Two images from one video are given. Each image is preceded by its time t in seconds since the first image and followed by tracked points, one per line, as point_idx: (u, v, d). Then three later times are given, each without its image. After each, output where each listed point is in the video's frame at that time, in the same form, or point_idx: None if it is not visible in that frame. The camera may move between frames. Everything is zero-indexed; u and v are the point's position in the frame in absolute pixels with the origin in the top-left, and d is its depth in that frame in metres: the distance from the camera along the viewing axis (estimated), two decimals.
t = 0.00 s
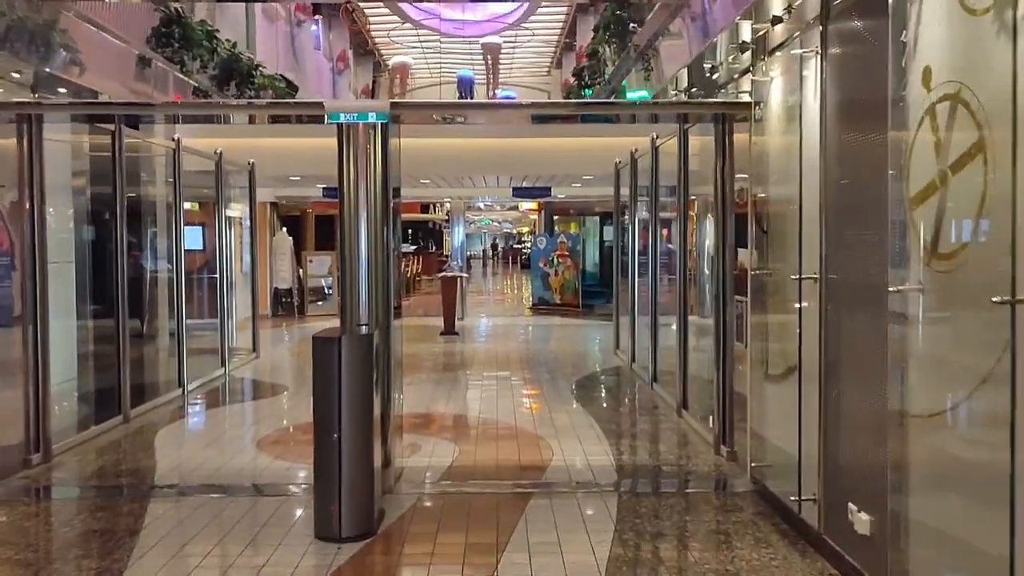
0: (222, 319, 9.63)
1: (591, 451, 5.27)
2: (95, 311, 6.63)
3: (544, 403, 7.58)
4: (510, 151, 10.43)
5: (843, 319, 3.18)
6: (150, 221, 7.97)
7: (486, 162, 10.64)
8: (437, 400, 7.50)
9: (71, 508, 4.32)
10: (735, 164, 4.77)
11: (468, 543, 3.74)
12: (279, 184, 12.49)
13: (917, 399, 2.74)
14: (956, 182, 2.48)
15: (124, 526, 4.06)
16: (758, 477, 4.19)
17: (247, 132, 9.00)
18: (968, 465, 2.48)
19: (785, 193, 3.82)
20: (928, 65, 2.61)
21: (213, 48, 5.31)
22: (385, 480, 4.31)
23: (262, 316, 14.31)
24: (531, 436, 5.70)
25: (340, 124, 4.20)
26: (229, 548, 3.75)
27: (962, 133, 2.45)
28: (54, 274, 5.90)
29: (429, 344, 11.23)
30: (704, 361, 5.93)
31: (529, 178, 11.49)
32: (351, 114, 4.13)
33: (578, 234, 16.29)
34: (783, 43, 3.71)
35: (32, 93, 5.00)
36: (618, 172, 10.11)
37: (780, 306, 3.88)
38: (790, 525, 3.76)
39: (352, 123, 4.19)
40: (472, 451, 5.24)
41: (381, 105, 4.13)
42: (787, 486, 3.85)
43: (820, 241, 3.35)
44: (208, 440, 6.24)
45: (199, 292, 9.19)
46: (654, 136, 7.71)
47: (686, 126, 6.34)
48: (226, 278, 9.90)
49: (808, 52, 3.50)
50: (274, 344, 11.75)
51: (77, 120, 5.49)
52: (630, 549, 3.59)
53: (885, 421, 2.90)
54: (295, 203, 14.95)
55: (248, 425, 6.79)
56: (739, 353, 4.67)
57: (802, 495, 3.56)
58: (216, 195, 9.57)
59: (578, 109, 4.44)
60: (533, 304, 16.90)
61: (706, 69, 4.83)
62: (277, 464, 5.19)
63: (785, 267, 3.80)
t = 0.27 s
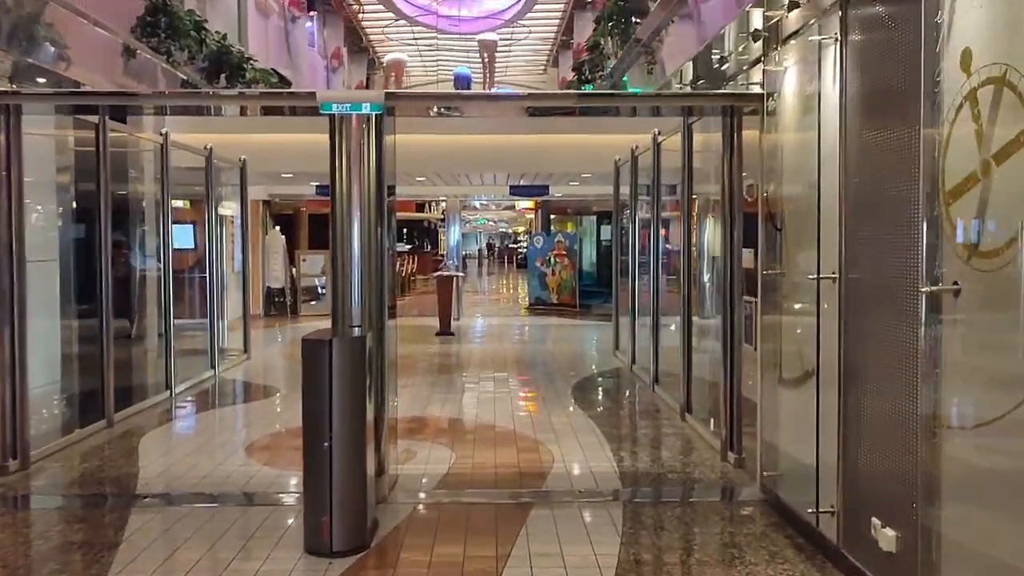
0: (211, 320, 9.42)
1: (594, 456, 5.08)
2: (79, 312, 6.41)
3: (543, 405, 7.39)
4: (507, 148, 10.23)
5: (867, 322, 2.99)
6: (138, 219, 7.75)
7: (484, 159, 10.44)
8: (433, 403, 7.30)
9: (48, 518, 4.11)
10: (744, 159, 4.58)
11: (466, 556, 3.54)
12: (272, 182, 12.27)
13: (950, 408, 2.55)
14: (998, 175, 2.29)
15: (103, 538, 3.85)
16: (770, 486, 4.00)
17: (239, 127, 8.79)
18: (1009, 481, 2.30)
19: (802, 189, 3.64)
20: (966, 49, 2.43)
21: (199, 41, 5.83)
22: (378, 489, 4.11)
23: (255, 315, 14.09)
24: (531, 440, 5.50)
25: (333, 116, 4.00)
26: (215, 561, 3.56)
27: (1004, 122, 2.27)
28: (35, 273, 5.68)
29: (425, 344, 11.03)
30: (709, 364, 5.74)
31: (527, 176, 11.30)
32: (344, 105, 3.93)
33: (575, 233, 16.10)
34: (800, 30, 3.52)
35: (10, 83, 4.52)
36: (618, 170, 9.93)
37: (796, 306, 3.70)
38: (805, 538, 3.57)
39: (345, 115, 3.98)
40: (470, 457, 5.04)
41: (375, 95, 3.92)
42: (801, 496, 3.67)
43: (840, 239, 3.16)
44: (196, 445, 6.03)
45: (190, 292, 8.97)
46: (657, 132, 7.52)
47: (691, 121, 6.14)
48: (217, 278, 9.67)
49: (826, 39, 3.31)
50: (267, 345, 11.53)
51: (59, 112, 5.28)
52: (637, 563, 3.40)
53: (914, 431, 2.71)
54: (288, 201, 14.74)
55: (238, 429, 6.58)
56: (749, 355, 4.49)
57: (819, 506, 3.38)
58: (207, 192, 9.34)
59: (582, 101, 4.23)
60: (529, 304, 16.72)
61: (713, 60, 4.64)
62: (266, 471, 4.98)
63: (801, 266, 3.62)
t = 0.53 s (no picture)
0: (205, 320, 9.22)
1: (597, 465, 4.90)
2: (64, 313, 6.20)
3: (542, 409, 7.20)
4: (506, 147, 10.04)
5: (894, 331, 2.81)
6: (127, 217, 7.55)
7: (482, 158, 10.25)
8: (430, 408, 7.11)
9: (24, 533, 3.91)
10: (756, 158, 4.40)
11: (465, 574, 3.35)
12: (266, 180, 12.07)
13: (987, 425, 2.38)
14: None
15: (82, 555, 3.65)
16: (784, 500, 3.81)
17: (232, 123, 8.59)
18: None
19: (821, 188, 3.46)
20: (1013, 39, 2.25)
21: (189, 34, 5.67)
22: (373, 501, 3.93)
23: (249, 315, 13.88)
24: (532, 448, 5.31)
25: (326, 111, 3.80)
26: None
27: None
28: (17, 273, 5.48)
29: (421, 346, 10.85)
30: (716, 369, 5.56)
31: (526, 174, 11.12)
32: (338, 99, 3.74)
33: (574, 232, 15.91)
34: (818, 20, 3.34)
35: None
36: (619, 168, 9.75)
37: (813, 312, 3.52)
38: (823, 557, 3.38)
39: (338, 109, 3.79)
40: (469, 466, 4.85)
41: (371, 89, 3.73)
42: (819, 511, 3.50)
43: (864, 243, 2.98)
44: (184, 452, 5.83)
45: (182, 291, 8.78)
46: (660, 130, 7.35)
47: (697, 118, 5.95)
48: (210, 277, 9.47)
49: (848, 29, 3.13)
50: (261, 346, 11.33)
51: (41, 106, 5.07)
52: None
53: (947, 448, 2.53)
54: (283, 199, 14.53)
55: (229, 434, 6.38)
56: (759, 361, 4.31)
57: (839, 524, 3.21)
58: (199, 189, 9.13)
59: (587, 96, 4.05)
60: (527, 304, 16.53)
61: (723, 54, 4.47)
62: (257, 481, 4.79)
63: (820, 270, 3.44)
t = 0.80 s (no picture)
0: (198, 320, 9.03)
1: (600, 472, 4.73)
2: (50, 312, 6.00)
3: (542, 413, 7.03)
4: (505, 144, 9.87)
5: (919, 338, 2.65)
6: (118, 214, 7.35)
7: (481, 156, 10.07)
8: (427, 411, 6.93)
9: None
10: (766, 154, 4.23)
11: None
12: (261, 177, 11.88)
13: None
14: None
15: (57, 570, 3.46)
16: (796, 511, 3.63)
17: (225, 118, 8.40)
18: None
19: (841, 185, 3.29)
20: None
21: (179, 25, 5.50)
22: (365, 512, 3.74)
23: (243, 315, 13.69)
24: (530, 454, 5.13)
25: (317, 102, 3.62)
26: None
27: None
28: None
29: (418, 346, 10.67)
30: (721, 373, 5.39)
31: (525, 173, 10.94)
32: (330, 89, 3.56)
33: (573, 232, 15.74)
34: (838, 7, 3.16)
35: None
36: (620, 167, 9.58)
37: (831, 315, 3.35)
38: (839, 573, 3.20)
39: (331, 100, 3.60)
40: (466, 473, 4.67)
41: (365, 78, 3.55)
42: (836, 524, 3.33)
43: (887, 243, 2.81)
44: (173, 456, 5.64)
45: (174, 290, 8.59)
46: (664, 127, 7.18)
47: (702, 113, 5.78)
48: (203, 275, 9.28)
49: (871, 16, 2.94)
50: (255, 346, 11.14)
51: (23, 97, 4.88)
52: None
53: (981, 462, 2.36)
54: (279, 197, 14.34)
55: (219, 438, 6.20)
56: (769, 365, 4.14)
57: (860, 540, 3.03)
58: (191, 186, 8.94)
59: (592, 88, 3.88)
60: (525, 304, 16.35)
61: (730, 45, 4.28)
62: (245, 488, 4.60)
63: (839, 270, 3.27)
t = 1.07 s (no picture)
0: (188, 318, 8.83)
1: (599, 480, 4.54)
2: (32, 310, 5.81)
3: (539, 416, 6.84)
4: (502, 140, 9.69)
5: (945, 347, 2.49)
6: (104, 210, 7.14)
7: (478, 152, 9.90)
8: (421, 415, 6.74)
9: None
10: (774, 150, 4.04)
11: None
12: (253, 174, 11.67)
13: None
14: None
15: None
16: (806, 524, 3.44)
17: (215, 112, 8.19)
18: None
19: (858, 182, 3.11)
20: None
21: (163, 13, 4.88)
22: (352, 525, 3.55)
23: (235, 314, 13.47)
24: (526, 460, 4.94)
25: (303, 91, 3.42)
26: None
27: None
28: None
29: (412, 347, 10.48)
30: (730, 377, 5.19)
31: (522, 170, 10.75)
32: (316, 78, 3.36)
33: (570, 231, 15.56)
34: None
35: None
36: (619, 164, 9.40)
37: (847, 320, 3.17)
38: None
39: (317, 90, 3.40)
40: (460, 481, 4.47)
41: (353, 67, 3.34)
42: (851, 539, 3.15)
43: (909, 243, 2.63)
44: (157, 460, 5.44)
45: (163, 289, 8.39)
46: (666, 123, 6.99)
47: (706, 108, 5.59)
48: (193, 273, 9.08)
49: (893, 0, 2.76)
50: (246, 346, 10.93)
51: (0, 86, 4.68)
52: None
53: (1015, 478, 2.18)
54: (272, 194, 14.12)
55: (205, 442, 5.99)
56: (777, 370, 3.96)
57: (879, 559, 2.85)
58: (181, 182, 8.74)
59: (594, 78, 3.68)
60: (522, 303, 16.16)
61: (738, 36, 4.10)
62: (229, 496, 4.40)
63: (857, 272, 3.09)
